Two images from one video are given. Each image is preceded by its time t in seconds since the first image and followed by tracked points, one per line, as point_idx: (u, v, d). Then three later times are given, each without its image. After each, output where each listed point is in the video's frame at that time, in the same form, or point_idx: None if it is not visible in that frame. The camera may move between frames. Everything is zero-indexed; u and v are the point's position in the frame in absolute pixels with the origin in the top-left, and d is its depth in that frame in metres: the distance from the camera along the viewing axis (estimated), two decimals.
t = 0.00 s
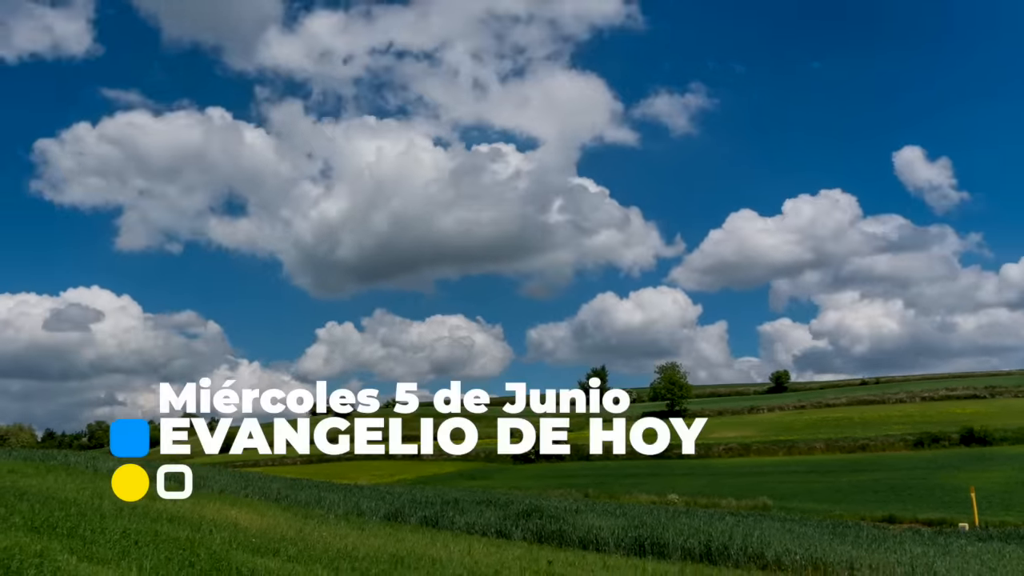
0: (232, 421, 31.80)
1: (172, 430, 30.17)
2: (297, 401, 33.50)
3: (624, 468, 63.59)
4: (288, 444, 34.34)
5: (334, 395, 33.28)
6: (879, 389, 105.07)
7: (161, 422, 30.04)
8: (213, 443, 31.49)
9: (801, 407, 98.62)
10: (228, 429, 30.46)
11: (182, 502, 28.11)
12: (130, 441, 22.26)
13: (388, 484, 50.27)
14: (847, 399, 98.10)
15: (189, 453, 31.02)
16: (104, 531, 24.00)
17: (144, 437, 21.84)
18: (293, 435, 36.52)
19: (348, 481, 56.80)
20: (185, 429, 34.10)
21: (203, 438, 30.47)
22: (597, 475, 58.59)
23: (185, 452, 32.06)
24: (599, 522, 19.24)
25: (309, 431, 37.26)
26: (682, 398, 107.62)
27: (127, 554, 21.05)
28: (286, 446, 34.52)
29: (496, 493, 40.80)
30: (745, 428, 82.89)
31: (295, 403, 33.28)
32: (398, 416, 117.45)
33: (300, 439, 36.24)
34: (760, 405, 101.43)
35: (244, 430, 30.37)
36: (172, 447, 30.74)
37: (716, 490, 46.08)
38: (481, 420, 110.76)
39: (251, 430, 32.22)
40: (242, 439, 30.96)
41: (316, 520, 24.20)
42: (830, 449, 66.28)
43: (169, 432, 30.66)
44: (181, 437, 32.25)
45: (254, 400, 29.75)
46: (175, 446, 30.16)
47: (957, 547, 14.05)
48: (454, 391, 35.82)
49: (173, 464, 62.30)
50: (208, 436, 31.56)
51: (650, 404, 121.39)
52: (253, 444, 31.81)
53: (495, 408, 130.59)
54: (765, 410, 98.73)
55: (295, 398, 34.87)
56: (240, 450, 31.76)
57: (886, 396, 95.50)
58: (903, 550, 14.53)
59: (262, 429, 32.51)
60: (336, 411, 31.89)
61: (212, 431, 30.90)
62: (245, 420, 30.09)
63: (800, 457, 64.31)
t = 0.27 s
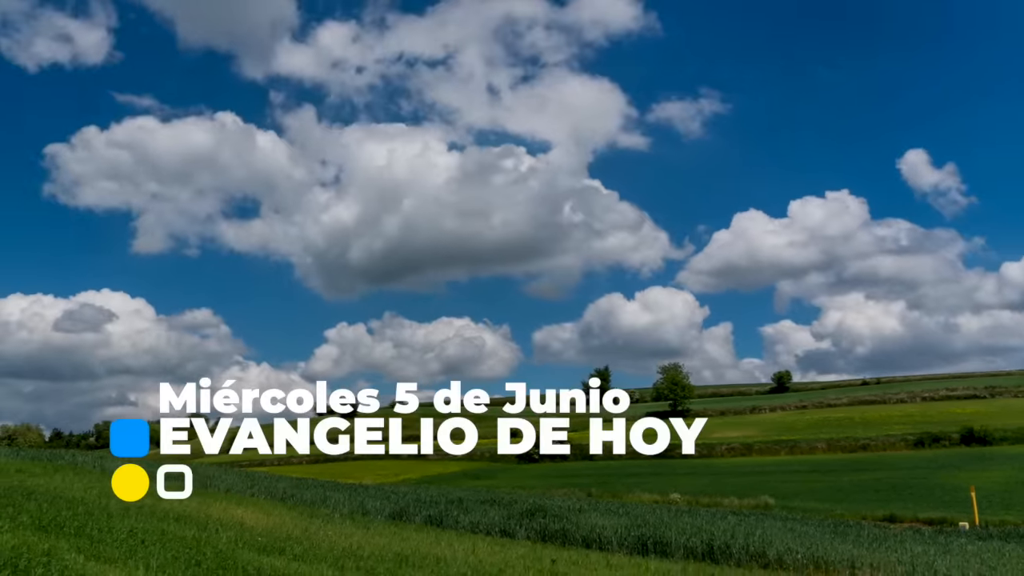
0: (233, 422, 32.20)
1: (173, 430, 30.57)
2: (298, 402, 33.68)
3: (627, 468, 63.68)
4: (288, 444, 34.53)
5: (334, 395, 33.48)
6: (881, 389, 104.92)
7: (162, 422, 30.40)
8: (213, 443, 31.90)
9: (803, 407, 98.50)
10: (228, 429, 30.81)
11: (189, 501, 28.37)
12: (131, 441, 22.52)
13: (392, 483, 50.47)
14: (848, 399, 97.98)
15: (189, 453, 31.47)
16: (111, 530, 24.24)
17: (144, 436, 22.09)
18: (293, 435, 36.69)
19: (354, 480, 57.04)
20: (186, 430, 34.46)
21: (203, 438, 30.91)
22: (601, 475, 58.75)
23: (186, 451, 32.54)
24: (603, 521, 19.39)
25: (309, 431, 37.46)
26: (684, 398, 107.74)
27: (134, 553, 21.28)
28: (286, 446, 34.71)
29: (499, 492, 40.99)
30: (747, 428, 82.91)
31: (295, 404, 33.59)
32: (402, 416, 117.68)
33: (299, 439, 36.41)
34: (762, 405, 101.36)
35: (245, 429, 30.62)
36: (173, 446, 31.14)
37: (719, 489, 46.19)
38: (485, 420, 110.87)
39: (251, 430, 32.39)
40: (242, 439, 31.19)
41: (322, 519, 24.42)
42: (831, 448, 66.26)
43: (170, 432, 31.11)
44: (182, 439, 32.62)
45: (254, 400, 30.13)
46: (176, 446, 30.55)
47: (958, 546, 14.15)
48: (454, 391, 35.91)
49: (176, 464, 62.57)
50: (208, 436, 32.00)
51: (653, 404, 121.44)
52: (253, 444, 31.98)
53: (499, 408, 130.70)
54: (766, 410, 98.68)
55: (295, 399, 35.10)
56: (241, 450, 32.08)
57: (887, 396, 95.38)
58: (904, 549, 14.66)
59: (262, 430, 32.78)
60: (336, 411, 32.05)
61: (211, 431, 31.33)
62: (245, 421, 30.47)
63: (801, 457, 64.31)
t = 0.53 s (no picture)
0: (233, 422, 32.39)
1: (174, 430, 30.64)
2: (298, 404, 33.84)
3: (630, 467, 63.73)
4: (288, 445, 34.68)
5: (334, 395, 33.60)
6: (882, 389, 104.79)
7: (163, 422, 30.44)
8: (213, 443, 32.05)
9: (804, 407, 98.38)
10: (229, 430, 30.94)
11: (197, 501, 28.62)
12: (131, 442, 21.75)
13: (396, 483, 50.60)
14: (849, 399, 97.88)
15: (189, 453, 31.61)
16: (118, 529, 24.43)
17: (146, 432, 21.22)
18: (293, 435, 36.85)
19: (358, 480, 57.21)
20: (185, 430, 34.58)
21: (203, 438, 31.08)
22: (604, 474, 58.83)
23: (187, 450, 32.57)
24: (606, 520, 19.53)
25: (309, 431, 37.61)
26: (687, 398, 107.72)
27: (141, 552, 21.47)
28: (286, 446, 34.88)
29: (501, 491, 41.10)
30: (749, 428, 82.92)
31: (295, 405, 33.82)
32: (407, 416, 117.85)
33: (300, 439, 36.57)
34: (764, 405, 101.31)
35: (245, 430, 30.73)
36: (173, 446, 31.28)
37: (722, 488, 46.22)
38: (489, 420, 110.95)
39: (251, 431, 32.52)
40: (242, 439, 31.35)
41: (327, 518, 24.61)
42: (833, 448, 66.26)
43: (170, 431, 31.20)
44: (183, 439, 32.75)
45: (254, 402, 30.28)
46: (177, 446, 30.66)
47: (958, 546, 14.26)
48: (453, 391, 35.97)
49: (180, 464, 62.77)
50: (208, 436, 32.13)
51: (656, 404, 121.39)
52: (253, 445, 32.10)
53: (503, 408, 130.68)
54: (768, 410, 98.63)
55: (295, 400, 35.27)
56: (241, 450, 32.20)
57: (888, 396, 95.27)
58: (905, 548, 14.77)
59: (262, 430, 32.92)
60: (335, 412, 32.17)
61: (212, 432, 31.52)
62: (245, 422, 30.61)
63: (802, 457, 64.30)
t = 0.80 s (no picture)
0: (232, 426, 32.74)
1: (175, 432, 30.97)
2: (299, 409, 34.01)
3: (632, 467, 63.87)
4: (287, 450, 34.76)
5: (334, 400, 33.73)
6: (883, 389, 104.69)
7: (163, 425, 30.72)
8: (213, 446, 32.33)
9: (805, 407, 98.27)
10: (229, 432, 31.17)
11: (203, 500, 28.83)
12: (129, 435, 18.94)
13: (400, 483, 50.79)
14: (850, 399, 97.81)
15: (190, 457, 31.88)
16: (125, 528, 24.61)
17: (147, 423, 18.54)
18: (293, 439, 36.95)
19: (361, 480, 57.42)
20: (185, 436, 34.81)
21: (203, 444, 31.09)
22: (606, 474, 58.99)
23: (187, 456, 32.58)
24: (609, 519, 19.69)
25: (309, 435, 37.69)
26: (689, 399, 107.74)
27: (148, 551, 21.63)
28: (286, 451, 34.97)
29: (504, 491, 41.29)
30: (750, 428, 83.00)
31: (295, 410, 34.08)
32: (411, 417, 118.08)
33: (300, 444, 36.65)
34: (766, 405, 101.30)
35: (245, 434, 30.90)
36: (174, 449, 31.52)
37: (723, 488, 46.34)
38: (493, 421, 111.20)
39: (251, 435, 32.65)
40: (243, 443, 31.49)
41: (333, 517, 24.81)
42: (834, 448, 66.30)
43: (171, 434, 31.52)
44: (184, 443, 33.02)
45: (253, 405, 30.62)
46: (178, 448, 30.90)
47: (958, 545, 14.37)
48: (453, 395, 36.04)
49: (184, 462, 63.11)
50: (208, 440, 32.43)
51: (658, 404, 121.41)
52: (254, 449, 32.28)
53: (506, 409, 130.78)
54: (770, 410, 98.61)
55: (295, 405, 35.39)
56: (240, 454, 32.41)
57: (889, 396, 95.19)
58: (906, 548, 14.87)
59: (262, 434, 33.15)
60: (335, 416, 32.26)
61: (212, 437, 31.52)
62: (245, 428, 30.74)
63: (803, 456, 64.31)
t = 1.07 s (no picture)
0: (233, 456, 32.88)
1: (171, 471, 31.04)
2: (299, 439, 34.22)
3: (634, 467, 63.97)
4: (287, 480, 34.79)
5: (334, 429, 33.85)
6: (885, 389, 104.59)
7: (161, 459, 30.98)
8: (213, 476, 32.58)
9: (806, 408, 98.17)
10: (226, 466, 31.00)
11: (210, 500, 29.05)
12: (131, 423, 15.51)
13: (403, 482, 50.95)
14: (851, 399, 97.72)
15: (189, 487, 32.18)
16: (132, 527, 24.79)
17: (149, 408, 14.64)
18: (293, 470, 37.00)
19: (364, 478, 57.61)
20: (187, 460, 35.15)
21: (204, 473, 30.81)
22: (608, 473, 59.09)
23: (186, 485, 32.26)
24: (612, 518, 19.85)
25: (309, 464, 37.70)
26: (691, 399, 107.70)
27: (155, 550, 21.84)
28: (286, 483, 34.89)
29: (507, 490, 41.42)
30: (752, 428, 83.03)
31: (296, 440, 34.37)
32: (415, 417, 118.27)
33: (300, 474, 36.67)
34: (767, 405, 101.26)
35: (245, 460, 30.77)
36: (171, 481, 31.67)
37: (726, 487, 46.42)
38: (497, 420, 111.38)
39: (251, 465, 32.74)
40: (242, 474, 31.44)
41: (338, 516, 25.00)
42: (835, 448, 66.33)
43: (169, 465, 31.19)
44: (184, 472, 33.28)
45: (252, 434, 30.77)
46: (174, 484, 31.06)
47: (959, 544, 14.49)
48: (453, 424, 36.10)
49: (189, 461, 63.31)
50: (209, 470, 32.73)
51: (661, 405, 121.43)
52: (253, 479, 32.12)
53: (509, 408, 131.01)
54: (771, 410, 98.56)
55: (296, 435, 35.53)
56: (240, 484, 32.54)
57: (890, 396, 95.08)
58: (906, 546, 15.01)
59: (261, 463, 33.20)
60: (335, 445, 32.30)
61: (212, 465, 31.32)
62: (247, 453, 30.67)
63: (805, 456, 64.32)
